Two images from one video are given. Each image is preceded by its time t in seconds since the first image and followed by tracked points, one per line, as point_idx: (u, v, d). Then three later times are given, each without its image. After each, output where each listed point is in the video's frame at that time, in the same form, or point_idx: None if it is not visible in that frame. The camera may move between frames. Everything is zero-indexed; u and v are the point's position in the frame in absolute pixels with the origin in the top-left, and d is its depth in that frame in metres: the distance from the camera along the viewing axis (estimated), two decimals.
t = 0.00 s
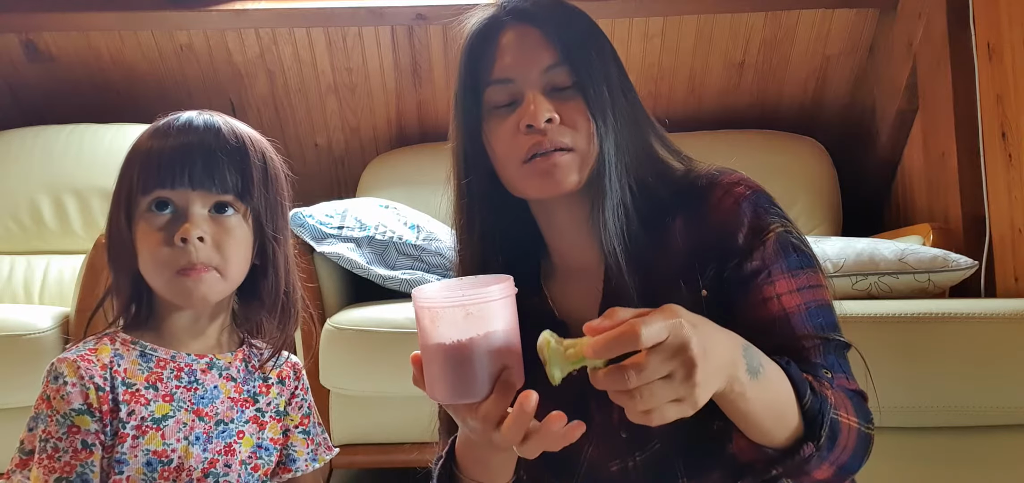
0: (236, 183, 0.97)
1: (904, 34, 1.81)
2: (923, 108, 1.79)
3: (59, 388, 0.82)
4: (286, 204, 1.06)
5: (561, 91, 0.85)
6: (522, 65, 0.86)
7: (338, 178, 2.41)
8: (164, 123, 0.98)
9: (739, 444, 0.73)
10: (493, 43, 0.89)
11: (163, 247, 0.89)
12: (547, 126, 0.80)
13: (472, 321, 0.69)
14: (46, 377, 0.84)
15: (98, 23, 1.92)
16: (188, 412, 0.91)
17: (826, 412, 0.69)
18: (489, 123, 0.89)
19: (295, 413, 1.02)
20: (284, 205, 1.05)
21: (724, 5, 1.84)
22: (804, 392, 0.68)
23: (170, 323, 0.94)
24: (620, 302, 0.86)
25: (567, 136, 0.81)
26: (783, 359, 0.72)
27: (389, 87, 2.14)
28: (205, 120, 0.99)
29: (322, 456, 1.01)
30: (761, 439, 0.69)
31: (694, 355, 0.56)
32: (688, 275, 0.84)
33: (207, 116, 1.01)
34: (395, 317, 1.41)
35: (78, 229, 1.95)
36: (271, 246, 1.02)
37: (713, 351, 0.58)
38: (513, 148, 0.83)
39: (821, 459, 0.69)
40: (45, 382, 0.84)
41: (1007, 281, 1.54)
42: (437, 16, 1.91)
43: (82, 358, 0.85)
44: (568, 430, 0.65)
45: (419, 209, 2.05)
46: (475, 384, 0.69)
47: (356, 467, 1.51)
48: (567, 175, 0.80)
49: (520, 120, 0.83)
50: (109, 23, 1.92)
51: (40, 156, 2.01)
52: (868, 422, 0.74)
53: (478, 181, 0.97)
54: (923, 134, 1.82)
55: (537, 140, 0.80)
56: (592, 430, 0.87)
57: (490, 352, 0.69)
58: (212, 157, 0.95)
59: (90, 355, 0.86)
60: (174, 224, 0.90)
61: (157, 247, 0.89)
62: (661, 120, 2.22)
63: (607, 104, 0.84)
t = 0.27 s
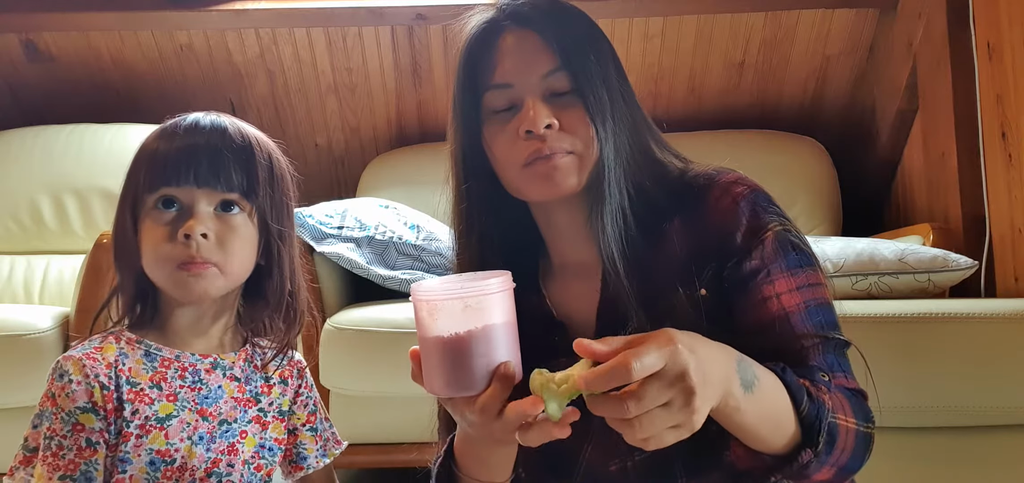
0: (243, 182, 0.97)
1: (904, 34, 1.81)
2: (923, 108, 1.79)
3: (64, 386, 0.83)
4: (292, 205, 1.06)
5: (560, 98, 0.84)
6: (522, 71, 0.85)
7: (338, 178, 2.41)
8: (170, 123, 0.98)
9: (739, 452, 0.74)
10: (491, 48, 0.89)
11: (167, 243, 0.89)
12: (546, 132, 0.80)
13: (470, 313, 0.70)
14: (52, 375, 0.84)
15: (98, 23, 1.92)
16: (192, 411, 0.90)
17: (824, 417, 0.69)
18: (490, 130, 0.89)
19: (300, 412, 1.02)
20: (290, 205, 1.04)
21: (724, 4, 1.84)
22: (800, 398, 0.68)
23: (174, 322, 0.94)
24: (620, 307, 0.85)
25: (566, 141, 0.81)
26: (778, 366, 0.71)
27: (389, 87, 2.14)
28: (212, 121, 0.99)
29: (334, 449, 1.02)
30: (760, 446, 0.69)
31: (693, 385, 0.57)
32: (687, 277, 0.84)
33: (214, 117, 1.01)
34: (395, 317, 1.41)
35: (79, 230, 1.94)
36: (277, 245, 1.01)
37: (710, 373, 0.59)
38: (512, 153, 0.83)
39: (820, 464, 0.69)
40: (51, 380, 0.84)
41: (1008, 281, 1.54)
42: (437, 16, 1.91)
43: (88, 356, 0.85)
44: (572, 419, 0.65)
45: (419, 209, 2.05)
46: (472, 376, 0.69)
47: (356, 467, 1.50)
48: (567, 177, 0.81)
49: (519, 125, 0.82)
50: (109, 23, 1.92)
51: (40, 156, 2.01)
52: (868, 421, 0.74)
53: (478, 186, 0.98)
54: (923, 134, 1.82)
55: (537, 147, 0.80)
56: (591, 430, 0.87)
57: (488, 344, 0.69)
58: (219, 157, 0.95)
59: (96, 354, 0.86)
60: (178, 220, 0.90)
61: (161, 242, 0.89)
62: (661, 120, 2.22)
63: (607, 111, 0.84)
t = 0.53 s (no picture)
0: (258, 187, 0.97)
1: (904, 34, 1.81)
2: (923, 108, 1.79)
3: (76, 382, 0.83)
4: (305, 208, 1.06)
5: (558, 96, 0.84)
6: (521, 69, 0.86)
7: (338, 178, 2.41)
8: (187, 125, 0.98)
9: (739, 451, 0.74)
10: (491, 45, 0.89)
11: (182, 247, 0.89)
12: (546, 130, 0.80)
13: (468, 312, 0.70)
14: (64, 370, 0.85)
15: (98, 23, 1.92)
16: (202, 410, 0.90)
17: (826, 414, 0.69)
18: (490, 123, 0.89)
19: (310, 413, 1.02)
20: (304, 209, 1.04)
21: (724, 5, 1.84)
22: (802, 395, 0.68)
23: (185, 322, 0.94)
24: (620, 306, 0.84)
25: (564, 141, 0.81)
26: (779, 364, 0.72)
27: (389, 87, 2.14)
28: (229, 124, 0.99)
29: (343, 452, 1.02)
30: (761, 445, 0.70)
31: (689, 374, 0.57)
32: (687, 276, 0.84)
33: (231, 119, 1.01)
34: (395, 317, 1.41)
35: (79, 230, 1.94)
36: (290, 249, 1.02)
37: (709, 367, 0.59)
38: (511, 149, 0.84)
39: (822, 462, 0.69)
40: (62, 376, 0.84)
41: (1008, 280, 1.54)
42: (437, 16, 1.91)
43: (100, 353, 0.85)
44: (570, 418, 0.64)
45: (419, 209, 2.05)
46: (471, 375, 0.69)
47: (357, 467, 1.51)
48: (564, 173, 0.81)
49: (518, 123, 0.83)
50: (109, 22, 1.92)
51: (40, 156, 2.01)
52: (868, 421, 0.74)
53: (477, 184, 0.98)
54: (923, 134, 1.82)
55: (536, 144, 0.81)
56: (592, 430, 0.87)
57: (486, 343, 0.69)
58: (234, 160, 0.95)
59: (108, 351, 0.86)
60: (194, 224, 0.90)
61: (177, 246, 0.89)
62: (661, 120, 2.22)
63: (605, 108, 0.84)
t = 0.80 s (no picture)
0: (275, 188, 0.97)
1: (904, 34, 1.81)
2: (923, 108, 1.79)
3: (87, 380, 0.83)
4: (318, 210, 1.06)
5: (558, 93, 0.84)
6: (520, 67, 0.86)
7: (338, 178, 2.41)
8: (204, 126, 0.98)
9: (745, 452, 0.74)
10: (490, 43, 0.89)
11: (198, 245, 0.88)
12: (545, 128, 0.80)
13: (466, 310, 0.70)
14: (74, 368, 0.85)
15: (98, 23, 1.92)
16: (211, 410, 0.90)
17: (829, 412, 0.69)
18: (489, 121, 0.89)
19: (316, 413, 1.02)
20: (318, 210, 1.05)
21: (724, 4, 1.84)
22: (805, 394, 0.68)
23: (198, 322, 0.94)
24: (620, 306, 0.84)
25: (563, 138, 0.81)
26: (781, 362, 0.72)
27: (389, 87, 2.14)
28: (246, 126, 0.99)
29: (348, 452, 1.01)
30: (766, 445, 0.69)
31: (710, 361, 0.58)
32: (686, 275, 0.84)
33: (248, 122, 1.01)
34: (395, 317, 1.41)
35: (78, 230, 1.94)
36: (306, 249, 1.02)
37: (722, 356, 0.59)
38: (510, 147, 0.83)
39: (827, 460, 0.70)
40: (73, 374, 0.85)
41: (1008, 280, 1.54)
42: (437, 16, 1.91)
43: (111, 352, 0.86)
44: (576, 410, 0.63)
45: (419, 209, 2.05)
46: (469, 373, 0.69)
47: (356, 466, 1.51)
48: (565, 172, 0.81)
49: (518, 121, 0.82)
50: (109, 22, 1.92)
51: (40, 156, 2.01)
52: (869, 419, 0.74)
53: (477, 181, 0.98)
54: (923, 134, 1.82)
55: (536, 143, 0.80)
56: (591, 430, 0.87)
57: (484, 341, 0.69)
58: (253, 161, 0.96)
59: (118, 349, 0.87)
60: (211, 223, 0.90)
61: (192, 244, 0.89)
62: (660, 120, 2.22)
63: (605, 107, 0.84)
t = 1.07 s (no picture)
0: (272, 186, 0.97)
1: (904, 34, 1.81)
2: (923, 108, 1.79)
3: (82, 382, 0.83)
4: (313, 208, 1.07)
5: (559, 93, 0.84)
6: (521, 67, 0.86)
7: (338, 178, 2.41)
8: (202, 125, 0.98)
9: (746, 451, 0.74)
10: (491, 42, 0.89)
11: (196, 244, 0.88)
12: (545, 127, 0.80)
13: (470, 304, 0.70)
14: (70, 371, 0.85)
15: (98, 23, 1.92)
16: (208, 410, 0.90)
17: (830, 410, 0.69)
18: (490, 119, 0.89)
19: (314, 412, 1.02)
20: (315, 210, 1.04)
21: (724, 5, 1.84)
22: (805, 392, 0.68)
23: (196, 323, 0.93)
24: (621, 306, 0.84)
25: (563, 138, 0.81)
26: (782, 361, 0.72)
27: (389, 87, 2.13)
28: (243, 125, 0.99)
29: (345, 452, 1.02)
30: (767, 443, 0.69)
31: (711, 358, 0.58)
32: (687, 274, 0.83)
33: (244, 121, 1.01)
34: (395, 317, 1.41)
35: (79, 230, 1.94)
36: (303, 248, 1.02)
37: (723, 353, 0.59)
38: (510, 147, 0.84)
39: (827, 459, 0.70)
40: (69, 376, 0.85)
41: (1008, 280, 1.54)
42: (438, 16, 1.91)
43: (106, 353, 0.85)
44: (581, 406, 0.64)
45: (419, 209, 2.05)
46: (472, 366, 0.69)
47: (356, 466, 1.51)
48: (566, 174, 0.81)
49: (518, 120, 0.83)
50: (109, 22, 1.92)
51: (40, 156, 2.01)
52: (869, 417, 0.74)
53: (477, 180, 0.97)
54: (923, 134, 1.82)
55: (535, 142, 0.81)
56: (592, 429, 0.87)
57: (488, 334, 0.69)
58: (252, 160, 0.96)
59: (114, 351, 0.86)
60: (209, 223, 0.90)
61: (191, 244, 0.89)
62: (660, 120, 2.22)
63: (605, 107, 0.84)
